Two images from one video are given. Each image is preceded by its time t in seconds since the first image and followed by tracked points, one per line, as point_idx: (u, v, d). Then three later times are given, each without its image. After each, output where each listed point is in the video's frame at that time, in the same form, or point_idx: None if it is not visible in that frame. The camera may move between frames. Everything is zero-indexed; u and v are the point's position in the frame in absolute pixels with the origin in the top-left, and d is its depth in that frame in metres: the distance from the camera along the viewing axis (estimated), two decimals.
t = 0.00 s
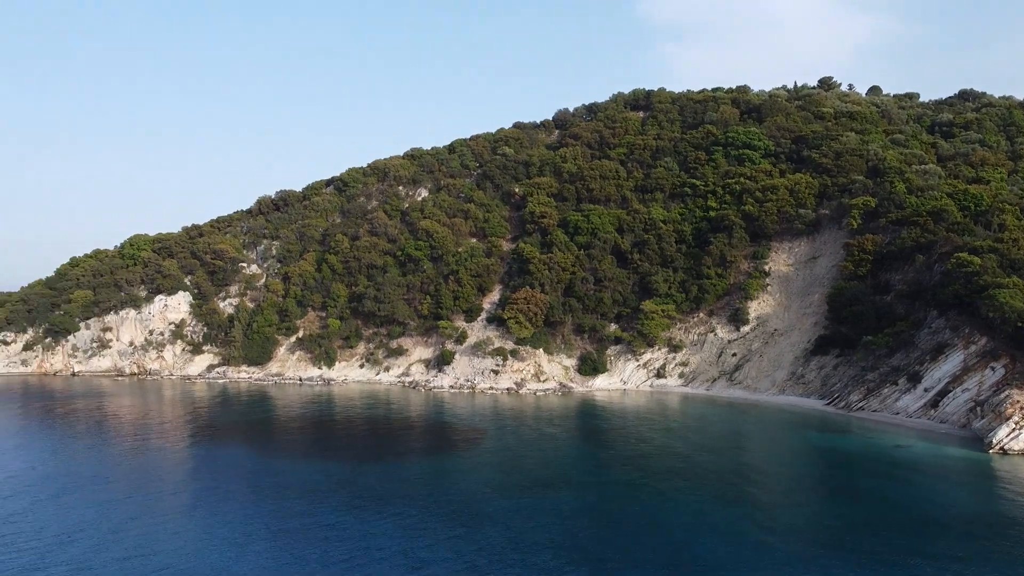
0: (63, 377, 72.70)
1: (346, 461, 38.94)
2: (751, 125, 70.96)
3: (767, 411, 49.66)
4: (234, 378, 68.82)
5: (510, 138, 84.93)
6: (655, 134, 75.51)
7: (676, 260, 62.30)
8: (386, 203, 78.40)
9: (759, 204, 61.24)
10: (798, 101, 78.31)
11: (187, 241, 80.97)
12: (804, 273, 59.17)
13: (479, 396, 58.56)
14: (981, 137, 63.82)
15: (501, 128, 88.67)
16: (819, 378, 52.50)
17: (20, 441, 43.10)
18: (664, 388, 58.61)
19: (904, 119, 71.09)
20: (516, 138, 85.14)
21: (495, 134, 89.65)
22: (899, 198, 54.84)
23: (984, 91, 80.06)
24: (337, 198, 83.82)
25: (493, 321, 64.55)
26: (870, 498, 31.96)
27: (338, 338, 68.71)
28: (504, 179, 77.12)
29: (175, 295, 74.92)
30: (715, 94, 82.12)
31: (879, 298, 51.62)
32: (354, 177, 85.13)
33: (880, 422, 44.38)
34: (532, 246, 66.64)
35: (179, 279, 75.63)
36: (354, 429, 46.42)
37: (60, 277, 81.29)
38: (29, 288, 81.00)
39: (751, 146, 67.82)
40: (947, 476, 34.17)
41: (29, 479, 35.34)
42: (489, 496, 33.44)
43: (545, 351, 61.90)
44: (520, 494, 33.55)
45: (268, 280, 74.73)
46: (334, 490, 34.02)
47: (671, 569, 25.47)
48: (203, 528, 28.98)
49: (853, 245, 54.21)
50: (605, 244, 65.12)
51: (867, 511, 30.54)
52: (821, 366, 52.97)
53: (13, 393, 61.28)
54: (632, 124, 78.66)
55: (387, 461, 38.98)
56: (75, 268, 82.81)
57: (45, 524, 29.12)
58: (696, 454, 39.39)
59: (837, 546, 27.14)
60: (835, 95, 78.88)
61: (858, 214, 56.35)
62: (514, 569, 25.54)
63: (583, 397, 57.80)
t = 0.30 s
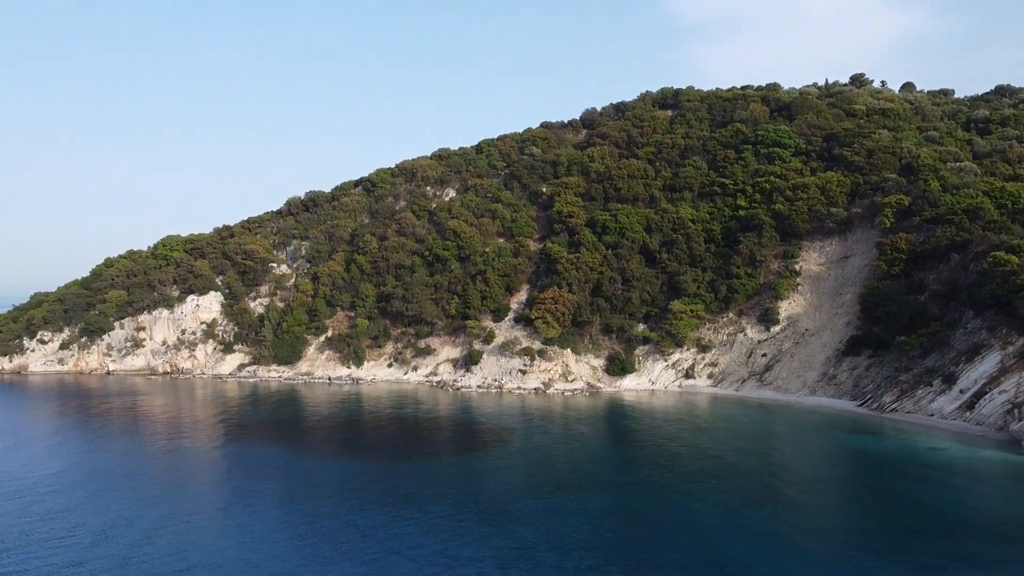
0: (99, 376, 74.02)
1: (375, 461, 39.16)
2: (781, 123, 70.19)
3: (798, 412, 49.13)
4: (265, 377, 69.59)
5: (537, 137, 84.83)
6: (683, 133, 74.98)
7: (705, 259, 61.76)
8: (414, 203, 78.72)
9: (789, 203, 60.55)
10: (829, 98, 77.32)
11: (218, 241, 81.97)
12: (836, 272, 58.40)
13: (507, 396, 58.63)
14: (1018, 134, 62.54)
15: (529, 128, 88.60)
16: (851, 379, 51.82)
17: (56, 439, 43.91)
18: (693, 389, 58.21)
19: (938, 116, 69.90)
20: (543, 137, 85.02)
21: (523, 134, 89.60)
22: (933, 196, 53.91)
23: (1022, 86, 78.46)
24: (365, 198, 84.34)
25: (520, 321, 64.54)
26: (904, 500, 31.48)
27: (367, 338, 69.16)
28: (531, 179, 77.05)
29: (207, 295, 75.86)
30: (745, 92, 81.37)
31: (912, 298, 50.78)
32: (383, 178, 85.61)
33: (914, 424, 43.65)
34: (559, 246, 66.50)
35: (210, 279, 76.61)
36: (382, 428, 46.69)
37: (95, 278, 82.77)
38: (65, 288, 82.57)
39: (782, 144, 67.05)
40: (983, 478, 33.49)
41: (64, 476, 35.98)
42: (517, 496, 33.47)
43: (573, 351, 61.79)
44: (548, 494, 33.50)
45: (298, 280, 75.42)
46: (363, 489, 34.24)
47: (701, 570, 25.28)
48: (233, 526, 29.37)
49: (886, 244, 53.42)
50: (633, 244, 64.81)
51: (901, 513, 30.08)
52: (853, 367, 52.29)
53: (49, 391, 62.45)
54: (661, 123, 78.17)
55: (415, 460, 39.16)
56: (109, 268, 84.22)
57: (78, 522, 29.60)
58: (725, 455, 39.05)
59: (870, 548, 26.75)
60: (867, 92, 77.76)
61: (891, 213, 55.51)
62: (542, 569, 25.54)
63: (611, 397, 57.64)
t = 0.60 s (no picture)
0: (138, 374, 75.44)
1: (407, 460, 39.37)
2: (817, 121, 69.18)
3: (834, 413, 48.41)
4: (299, 376, 70.40)
5: (569, 137, 84.60)
6: (716, 131, 74.27)
7: (739, 259, 61.10)
8: (445, 204, 78.97)
9: (825, 201, 59.67)
10: (866, 95, 76.08)
11: (253, 242, 83.01)
12: (873, 272, 57.46)
13: (538, 396, 58.62)
14: None
15: (560, 128, 88.40)
16: (889, 380, 50.98)
17: (95, 437, 44.76)
18: (726, 389, 57.68)
19: (979, 111, 68.38)
20: (575, 137, 84.79)
21: (554, 133, 89.40)
22: (974, 194, 52.74)
23: None
24: (397, 199, 84.83)
25: (551, 321, 64.45)
26: (943, 503, 30.87)
27: (399, 338, 69.58)
28: (563, 179, 76.87)
29: (242, 295, 76.66)
30: (779, 89, 80.37)
31: (952, 297, 49.73)
32: (415, 178, 86.06)
33: (954, 426, 42.77)
34: (591, 245, 66.27)
35: (245, 279, 77.61)
36: (415, 427, 46.97)
37: (134, 278, 84.33)
38: (105, 288, 84.24)
39: (817, 142, 66.09)
40: None
41: (103, 474, 36.63)
42: (548, 495, 33.45)
43: (605, 350, 61.57)
44: (579, 495, 33.42)
45: (331, 280, 76.09)
46: (396, 487, 34.45)
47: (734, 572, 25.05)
48: (269, 523, 29.76)
49: (925, 243, 52.43)
50: (666, 243, 64.37)
51: (939, 516, 29.53)
52: (890, 368, 51.41)
53: (89, 389, 63.70)
54: (693, 122, 77.51)
55: (446, 460, 39.31)
56: (148, 268, 85.78)
57: (116, 519, 30.09)
58: (759, 457, 38.61)
59: (907, 551, 26.29)
60: (905, 88, 76.39)
61: (930, 211, 54.44)
62: (574, 568, 25.54)
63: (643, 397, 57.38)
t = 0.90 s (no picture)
0: (170, 373, 76.57)
1: (435, 459, 39.49)
2: (848, 118, 68.23)
3: (866, 415, 47.74)
4: (328, 375, 71.00)
5: (596, 136, 84.28)
6: (746, 129, 73.55)
7: (769, 258, 60.42)
8: (473, 204, 79.08)
9: (857, 200, 58.83)
10: (899, 91, 74.88)
11: (283, 242, 83.86)
12: (906, 271, 56.58)
13: (566, 396, 58.53)
14: None
15: (588, 127, 88.11)
16: (923, 381, 50.19)
17: (130, 435, 45.39)
18: (756, 390, 57.16)
19: (1016, 107, 66.96)
20: (602, 136, 84.48)
21: (581, 132, 89.12)
22: (1011, 191, 51.58)
23: None
24: (425, 199, 85.14)
25: (579, 321, 64.30)
26: (978, 507, 30.31)
27: (427, 337, 69.81)
28: (590, 178, 76.62)
29: (272, 295, 77.41)
30: (810, 86, 79.38)
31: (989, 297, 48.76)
32: (442, 179, 86.37)
33: (990, 429, 41.99)
34: (619, 245, 65.97)
35: (275, 279, 78.41)
36: (443, 427, 47.13)
37: (167, 278, 85.61)
38: (138, 288, 85.59)
39: (849, 139, 65.15)
40: None
41: (138, 472, 37.07)
42: (576, 496, 33.38)
43: (633, 350, 61.27)
44: (607, 495, 33.31)
45: (359, 280, 76.57)
46: (423, 487, 34.61)
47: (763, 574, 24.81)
48: (300, 521, 30.04)
49: (960, 242, 51.43)
50: (694, 243, 63.88)
51: (975, 519, 28.98)
52: (924, 369, 50.62)
53: (123, 388, 64.67)
54: (722, 120, 76.80)
55: (474, 459, 39.43)
56: (180, 268, 87.04)
57: (150, 517, 30.39)
58: (789, 458, 38.16)
59: (941, 555, 25.84)
60: (939, 84, 75.04)
61: (965, 209, 53.39)
62: (603, 568, 25.52)
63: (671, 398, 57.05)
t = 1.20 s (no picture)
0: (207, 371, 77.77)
1: (466, 458, 39.60)
2: (886, 115, 67.04)
3: (905, 416, 46.92)
4: (361, 374, 71.62)
5: (628, 135, 83.86)
6: (780, 127, 72.65)
7: (804, 258, 59.65)
8: (504, 204, 79.15)
9: (894, 198, 57.79)
10: (938, 87, 73.40)
11: (316, 243, 84.72)
12: (946, 270, 55.48)
13: (598, 396, 58.38)
14: None
15: (619, 126, 87.65)
16: (963, 383, 49.19)
17: (168, 433, 46.18)
18: (791, 391, 56.49)
19: None
20: (634, 135, 84.00)
21: (613, 131, 88.68)
22: None
23: None
24: (457, 199, 85.42)
25: (611, 321, 64.05)
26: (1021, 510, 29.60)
27: (458, 337, 70.00)
28: (622, 177, 76.27)
29: (306, 295, 78.27)
30: (846, 83, 78.13)
31: None
32: (474, 179, 86.57)
33: None
34: (651, 245, 65.59)
35: (309, 279, 79.23)
36: (474, 426, 47.23)
37: (203, 278, 86.94)
38: (175, 288, 87.02)
39: (886, 136, 64.01)
40: None
41: (177, 469, 37.57)
42: (608, 496, 33.26)
43: (666, 351, 60.83)
44: (639, 496, 33.15)
45: (392, 280, 77.06)
46: (456, 486, 34.73)
47: None
48: (333, 518, 30.35)
49: (1002, 241, 50.03)
50: (728, 242, 63.27)
51: (1017, 523, 28.32)
52: (965, 370, 49.60)
53: (161, 386, 65.77)
54: (756, 118, 75.91)
55: (506, 459, 39.48)
56: (216, 269, 88.36)
57: (191, 514, 30.73)
58: (825, 460, 37.63)
59: (982, 559, 25.29)
60: (980, 80, 73.41)
61: (1007, 207, 52.04)
62: (635, 568, 25.40)
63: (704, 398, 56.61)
